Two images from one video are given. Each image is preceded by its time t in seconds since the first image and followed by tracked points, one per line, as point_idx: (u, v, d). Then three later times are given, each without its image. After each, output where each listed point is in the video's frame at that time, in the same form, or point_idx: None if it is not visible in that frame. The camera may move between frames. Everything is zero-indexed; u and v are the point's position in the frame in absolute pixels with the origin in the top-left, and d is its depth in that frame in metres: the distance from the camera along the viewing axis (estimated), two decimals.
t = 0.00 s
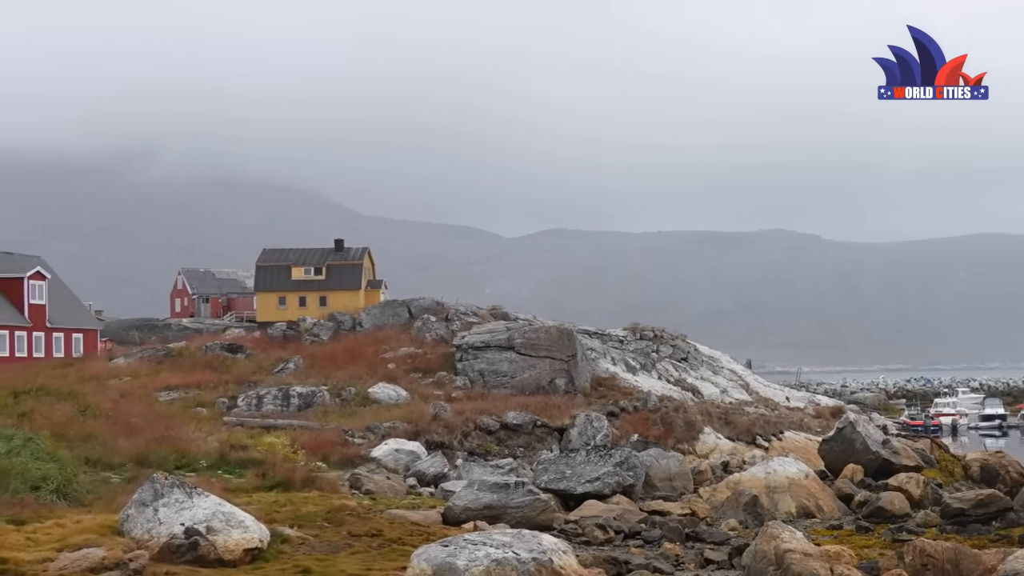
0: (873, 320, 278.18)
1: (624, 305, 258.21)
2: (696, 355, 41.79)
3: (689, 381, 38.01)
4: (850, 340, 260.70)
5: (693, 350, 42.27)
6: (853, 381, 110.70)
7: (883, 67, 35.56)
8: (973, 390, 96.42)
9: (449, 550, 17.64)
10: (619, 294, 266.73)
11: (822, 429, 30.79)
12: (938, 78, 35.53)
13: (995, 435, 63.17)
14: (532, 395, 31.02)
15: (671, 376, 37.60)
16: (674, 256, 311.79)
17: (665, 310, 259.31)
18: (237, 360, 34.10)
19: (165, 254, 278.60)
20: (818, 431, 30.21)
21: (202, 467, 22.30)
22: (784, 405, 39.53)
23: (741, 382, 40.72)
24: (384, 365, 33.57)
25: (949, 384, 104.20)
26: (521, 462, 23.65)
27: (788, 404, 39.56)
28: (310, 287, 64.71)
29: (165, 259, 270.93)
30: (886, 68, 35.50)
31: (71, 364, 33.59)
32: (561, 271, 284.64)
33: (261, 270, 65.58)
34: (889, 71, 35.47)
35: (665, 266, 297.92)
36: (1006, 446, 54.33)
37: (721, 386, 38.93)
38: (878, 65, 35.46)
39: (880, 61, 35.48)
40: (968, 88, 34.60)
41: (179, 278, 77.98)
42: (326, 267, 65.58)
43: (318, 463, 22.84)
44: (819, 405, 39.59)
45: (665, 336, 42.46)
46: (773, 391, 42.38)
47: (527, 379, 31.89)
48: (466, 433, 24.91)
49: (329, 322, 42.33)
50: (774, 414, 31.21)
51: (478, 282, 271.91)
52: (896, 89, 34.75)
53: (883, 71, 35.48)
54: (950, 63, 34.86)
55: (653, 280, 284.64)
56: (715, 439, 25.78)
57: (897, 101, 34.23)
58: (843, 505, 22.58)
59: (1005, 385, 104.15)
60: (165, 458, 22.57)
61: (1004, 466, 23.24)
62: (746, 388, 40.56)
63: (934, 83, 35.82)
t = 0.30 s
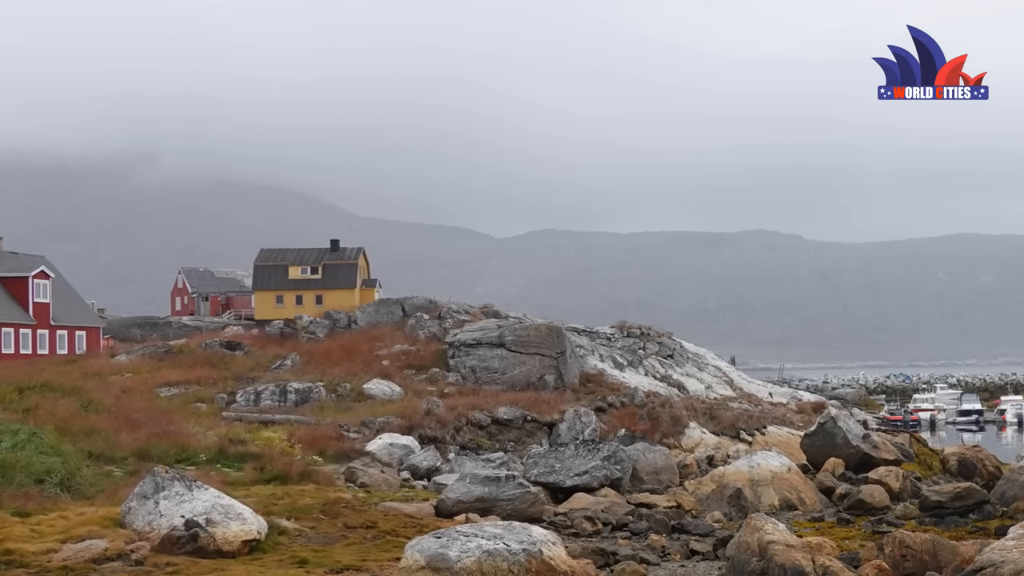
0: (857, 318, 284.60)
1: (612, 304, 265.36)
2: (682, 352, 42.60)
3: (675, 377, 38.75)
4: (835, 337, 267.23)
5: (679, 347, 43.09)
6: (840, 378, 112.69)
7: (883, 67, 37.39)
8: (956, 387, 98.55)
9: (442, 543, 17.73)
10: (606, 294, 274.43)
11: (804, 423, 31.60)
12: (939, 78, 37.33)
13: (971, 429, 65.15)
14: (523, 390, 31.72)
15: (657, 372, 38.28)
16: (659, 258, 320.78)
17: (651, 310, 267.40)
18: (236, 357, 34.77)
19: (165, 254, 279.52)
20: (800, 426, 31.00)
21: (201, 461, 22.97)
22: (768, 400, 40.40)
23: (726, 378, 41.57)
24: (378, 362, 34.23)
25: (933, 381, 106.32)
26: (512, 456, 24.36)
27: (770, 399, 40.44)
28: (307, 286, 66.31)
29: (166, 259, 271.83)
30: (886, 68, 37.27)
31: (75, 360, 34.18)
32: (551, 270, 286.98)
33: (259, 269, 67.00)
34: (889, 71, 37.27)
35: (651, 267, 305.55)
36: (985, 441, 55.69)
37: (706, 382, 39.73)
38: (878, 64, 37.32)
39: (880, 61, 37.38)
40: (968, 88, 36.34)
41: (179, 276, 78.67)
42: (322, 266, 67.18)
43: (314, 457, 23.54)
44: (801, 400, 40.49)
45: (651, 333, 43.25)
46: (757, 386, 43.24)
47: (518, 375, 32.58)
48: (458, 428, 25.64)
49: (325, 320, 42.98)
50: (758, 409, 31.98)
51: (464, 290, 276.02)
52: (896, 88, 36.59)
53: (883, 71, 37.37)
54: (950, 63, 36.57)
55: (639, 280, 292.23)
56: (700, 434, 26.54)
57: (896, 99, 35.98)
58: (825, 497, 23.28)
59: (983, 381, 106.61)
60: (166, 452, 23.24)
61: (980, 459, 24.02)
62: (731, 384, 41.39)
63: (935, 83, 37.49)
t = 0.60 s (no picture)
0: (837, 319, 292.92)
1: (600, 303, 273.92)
2: (669, 350, 43.35)
3: (661, 373, 39.46)
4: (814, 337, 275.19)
5: (666, 345, 43.87)
6: (827, 375, 114.94)
7: (883, 67, 37.21)
8: (937, 385, 101.02)
9: (435, 535, 18.15)
10: (594, 292, 283.24)
11: (787, 418, 32.38)
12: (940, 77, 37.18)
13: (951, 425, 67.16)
14: (513, 386, 32.37)
15: (645, 368, 38.98)
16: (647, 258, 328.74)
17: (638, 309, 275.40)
18: (234, 354, 35.45)
19: (166, 253, 280.49)
20: (782, 421, 31.77)
21: (201, 455, 23.62)
22: (753, 396, 41.25)
23: (711, 375, 42.39)
24: (373, 359, 34.87)
25: (914, 379, 109.04)
26: (503, 450, 25.05)
27: (754, 395, 41.37)
28: (303, 284, 67.08)
29: (166, 258, 272.78)
30: (886, 68, 37.11)
31: (78, 357, 34.78)
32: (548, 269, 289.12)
33: (257, 268, 67.94)
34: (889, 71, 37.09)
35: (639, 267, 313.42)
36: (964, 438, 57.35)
37: (692, 378, 40.52)
38: (878, 65, 37.14)
39: (880, 61, 37.18)
40: (967, 88, 36.20)
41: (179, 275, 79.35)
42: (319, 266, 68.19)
43: (311, 451, 24.22)
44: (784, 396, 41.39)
45: (638, 331, 44.00)
46: (741, 382, 44.11)
47: (509, 371, 33.22)
48: (450, 423, 26.34)
49: (322, 317, 43.62)
50: (743, 405, 32.74)
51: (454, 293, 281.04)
52: (896, 88, 36.35)
53: (883, 71, 37.14)
54: (950, 64, 36.47)
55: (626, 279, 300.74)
56: (686, 428, 27.27)
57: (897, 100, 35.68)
58: (807, 490, 23.98)
59: (961, 378, 109.49)
60: (166, 446, 23.91)
61: (957, 453, 24.84)
62: (716, 380, 42.20)
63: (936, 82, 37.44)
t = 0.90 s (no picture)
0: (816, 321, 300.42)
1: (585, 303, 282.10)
2: (656, 347, 44.13)
3: (649, 370, 40.18)
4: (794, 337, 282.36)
5: (653, 342, 44.64)
6: (814, 372, 116.78)
7: (884, 67, 36.43)
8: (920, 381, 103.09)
9: (428, 526, 18.80)
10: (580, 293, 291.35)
11: (771, 413, 33.16)
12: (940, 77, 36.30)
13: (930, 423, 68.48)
14: (505, 382, 33.03)
15: (632, 365, 39.68)
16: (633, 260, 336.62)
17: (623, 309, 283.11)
18: (232, 351, 36.13)
19: (166, 253, 281.32)
20: (767, 416, 32.55)
21: (201, 449, 24.30)
22: (738, 393, 42.10)
23: (697, 372, 43.21)
24: (368, 356, 35.52)
25: (897, 376, 111.20)
26: (494, 445, 25.74)
27: (739, 391, 42.28)
28: (301, 284, 68.51)
29: (166, 258, 273.59)
30: (886, 67, 36.34)
31: (81, 354, 35.46)
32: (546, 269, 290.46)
33: (255, 267, 68.85)
34: (889, 71, 36.30)
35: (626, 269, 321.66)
36: (944, 433, 58.71)
37: (679, 374, 41.31)
38: (878, 65, 36.27)
39: (880, 61, 36.33)
40: (968, 88, 35.31)
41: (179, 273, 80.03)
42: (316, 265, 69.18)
43: (308, 446, 24.91)
44: (768, 392, 42.30)
45: (626, 328, 44.74)
46: (726, 379, 44.97)
47: (500, 368, 33.87)
48: (443, 418, 27.07)
49: (318, 316, 44.31)
50: (728, 400, 33.49)
51: (444, 292, 284.22)
52: (896, 88, 35.60)
53: (883, 70, 36.35)
54: (949, 63, 35.55)
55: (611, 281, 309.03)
56: (673, 424, 28.04)
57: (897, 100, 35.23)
58: (791, 483, 24.68)
59: (942, 376, 111.81)
60: (167, 441, 24.61)
61: (937, 448, 25.57)
62: (702, 376, 43.03)
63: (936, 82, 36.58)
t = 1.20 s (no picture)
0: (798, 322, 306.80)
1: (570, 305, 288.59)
2: (643, 345, 44.91)
3: (637, 367, 40.92)
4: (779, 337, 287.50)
5: (641, 340, 45.41)
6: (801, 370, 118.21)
7: (883, 67, 38.27)
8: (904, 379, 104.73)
9: (421, 518, 19.53)
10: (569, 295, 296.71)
11: (756, 409, 33.91)
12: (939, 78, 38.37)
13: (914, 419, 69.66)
14: (496, 379, 33.71)
15: (621, 362, 40.38)
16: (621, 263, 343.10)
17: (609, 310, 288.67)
18: (231, 348, 36.76)
19: (167, 253, 281.88)
20: (752, 412, 33.29)
21: (200, 444, 24.96)
22: (724, 389, 42.94)
23: (684, 369, 44.00)
24: (364, 353, 36.18)
25: (884, 373, 112.57)
26: (486, 439, 26.41)
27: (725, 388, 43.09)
28: (298, 283, 69.40)
29: (167, 258, 274.18)
30: (886, 68, 38.16)
31: (83, 352, 36.11)
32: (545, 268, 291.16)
33: (254, 266, 69.73)
34: (889, 71, 38.14)
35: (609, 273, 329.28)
36: (925, 428, 59.90)
37: (666, 371, 42.09)
38: (879, 65, 38.16)
39: (880, 61, 38.23)
40: (968, 88, 36.98)
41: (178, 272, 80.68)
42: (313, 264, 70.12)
43: (305, 440, 25.59)
44: (753, 388, 43.12)
45: (615, 326, 45.46)
46: (712, 375, 45.78)
47: (492, 365, 34.55)
48: (436, 414, 27.78)
49: (315, 314, 44.96)
50: (714, 396, 34.23)
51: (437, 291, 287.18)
52: (895, 89, 37.56)
53: (883, 70, 38.18)
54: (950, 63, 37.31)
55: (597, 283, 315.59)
56: (660, 419, 28.74)
57: (896, 101, 36.63)
58: (775, 477, 25.38)
59: (924, 374, 113.62)
60: (168, 436, 25.27)
61: (918, 443, 26.26)
62: (689, 373, 43.83)
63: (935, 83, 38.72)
